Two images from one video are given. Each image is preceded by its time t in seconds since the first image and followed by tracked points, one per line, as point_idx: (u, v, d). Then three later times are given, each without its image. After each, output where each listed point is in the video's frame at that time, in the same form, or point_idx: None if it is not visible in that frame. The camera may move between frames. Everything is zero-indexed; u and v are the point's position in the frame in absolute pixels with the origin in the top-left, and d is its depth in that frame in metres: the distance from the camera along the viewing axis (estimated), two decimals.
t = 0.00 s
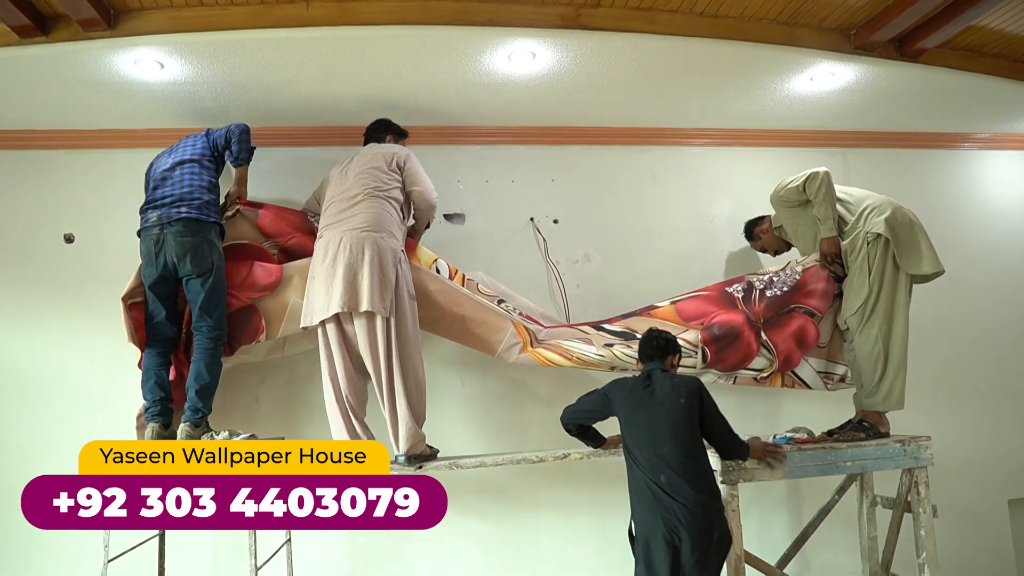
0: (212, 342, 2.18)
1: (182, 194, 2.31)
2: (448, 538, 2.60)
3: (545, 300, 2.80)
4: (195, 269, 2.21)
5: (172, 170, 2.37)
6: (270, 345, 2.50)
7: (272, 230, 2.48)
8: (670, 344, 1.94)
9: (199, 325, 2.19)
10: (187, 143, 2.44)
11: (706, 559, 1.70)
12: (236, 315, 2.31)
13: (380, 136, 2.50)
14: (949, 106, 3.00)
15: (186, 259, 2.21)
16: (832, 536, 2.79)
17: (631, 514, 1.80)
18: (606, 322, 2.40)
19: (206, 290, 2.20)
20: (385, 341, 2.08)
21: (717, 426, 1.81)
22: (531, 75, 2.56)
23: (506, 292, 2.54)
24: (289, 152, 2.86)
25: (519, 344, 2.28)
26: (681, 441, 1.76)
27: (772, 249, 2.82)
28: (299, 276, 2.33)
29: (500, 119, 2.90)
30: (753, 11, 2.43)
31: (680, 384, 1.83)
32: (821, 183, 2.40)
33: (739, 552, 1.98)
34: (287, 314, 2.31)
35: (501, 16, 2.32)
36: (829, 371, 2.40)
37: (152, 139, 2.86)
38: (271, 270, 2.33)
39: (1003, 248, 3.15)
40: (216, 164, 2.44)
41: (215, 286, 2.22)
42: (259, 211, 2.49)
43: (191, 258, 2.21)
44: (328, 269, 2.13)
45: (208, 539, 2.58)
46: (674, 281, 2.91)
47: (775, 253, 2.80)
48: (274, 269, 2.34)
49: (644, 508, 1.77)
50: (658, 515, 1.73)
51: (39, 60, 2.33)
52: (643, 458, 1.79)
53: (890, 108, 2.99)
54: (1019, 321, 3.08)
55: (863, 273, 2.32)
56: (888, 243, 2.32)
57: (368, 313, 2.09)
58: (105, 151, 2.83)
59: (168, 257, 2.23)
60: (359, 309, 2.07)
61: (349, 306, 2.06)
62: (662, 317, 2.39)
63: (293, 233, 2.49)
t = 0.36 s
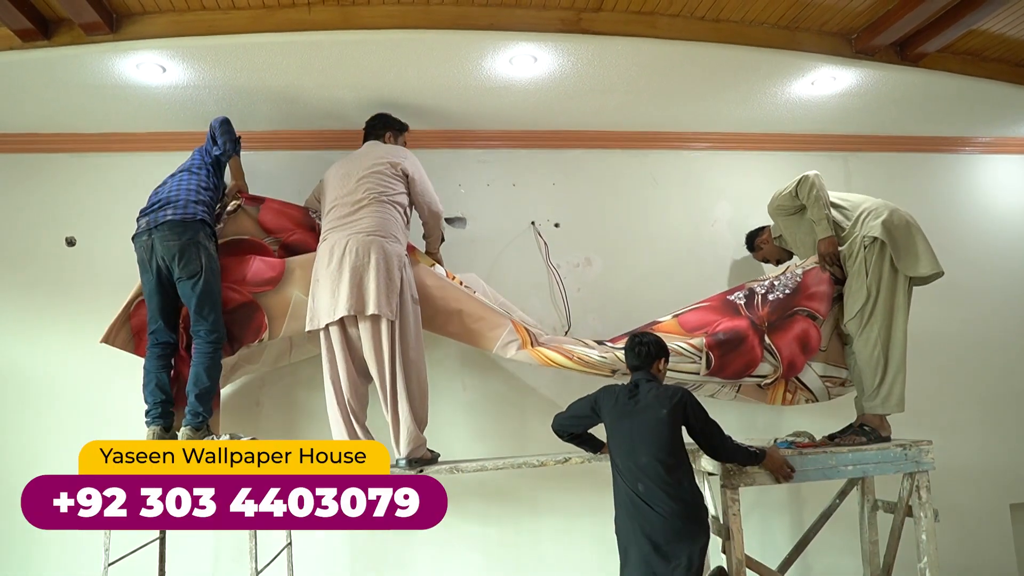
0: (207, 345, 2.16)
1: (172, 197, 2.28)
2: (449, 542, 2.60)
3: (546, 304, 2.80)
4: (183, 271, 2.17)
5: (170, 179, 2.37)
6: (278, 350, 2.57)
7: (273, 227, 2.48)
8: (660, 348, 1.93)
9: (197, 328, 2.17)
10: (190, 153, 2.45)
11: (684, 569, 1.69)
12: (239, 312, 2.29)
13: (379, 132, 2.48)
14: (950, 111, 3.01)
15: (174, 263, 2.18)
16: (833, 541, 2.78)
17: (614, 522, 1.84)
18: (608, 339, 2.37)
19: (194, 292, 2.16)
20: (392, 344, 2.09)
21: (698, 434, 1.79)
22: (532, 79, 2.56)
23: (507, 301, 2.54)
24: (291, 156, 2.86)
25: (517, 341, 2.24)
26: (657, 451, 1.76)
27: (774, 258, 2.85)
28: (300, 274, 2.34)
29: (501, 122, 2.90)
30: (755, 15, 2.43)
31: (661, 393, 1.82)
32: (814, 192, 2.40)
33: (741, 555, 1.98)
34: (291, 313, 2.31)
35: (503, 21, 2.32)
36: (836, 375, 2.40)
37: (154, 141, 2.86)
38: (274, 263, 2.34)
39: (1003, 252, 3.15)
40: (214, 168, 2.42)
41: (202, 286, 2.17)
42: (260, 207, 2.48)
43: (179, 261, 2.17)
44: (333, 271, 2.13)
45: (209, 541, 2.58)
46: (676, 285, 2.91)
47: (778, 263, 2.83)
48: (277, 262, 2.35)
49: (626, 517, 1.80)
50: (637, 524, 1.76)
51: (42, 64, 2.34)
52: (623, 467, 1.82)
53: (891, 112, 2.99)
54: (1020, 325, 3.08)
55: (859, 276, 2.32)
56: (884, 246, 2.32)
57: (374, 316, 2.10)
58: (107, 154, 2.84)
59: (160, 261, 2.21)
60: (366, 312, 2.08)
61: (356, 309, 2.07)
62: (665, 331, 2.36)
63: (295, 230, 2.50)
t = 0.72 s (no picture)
0: (205, 339, 2.16)
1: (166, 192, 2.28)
2: (449, 537, 2.60)
3: (547, 299, 2.80)
4: (178, 265, 2.17)
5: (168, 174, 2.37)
6: (285, 348, 2.54)
7: (274, 222, 2.48)
8: (662, 340, 1.91)
9: (194, 323, 2.17)
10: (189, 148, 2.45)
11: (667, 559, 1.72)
12: (240, 305, 2.30)
13: (374, 124, 2.46)
14: (952, 108, 3.01)
15: (169, 256, 2.17)
16: (832, 537, 2.79)
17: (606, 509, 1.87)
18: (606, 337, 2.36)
19: (190, 286, 2.16)
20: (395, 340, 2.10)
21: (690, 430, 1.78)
22: (534, 74, 2.56)
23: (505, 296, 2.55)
24: (292, 151, 2.86)
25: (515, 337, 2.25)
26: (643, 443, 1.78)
27: (770, 252, 2.83)
28: (302, 269, 2.35)
29: (502, 118, 2.90)
30: (757, 11, 2.43)
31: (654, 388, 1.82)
32: (813, 188, 2.41)
33: (740, 552, 1.98)
34: (293, 307, 2.33)
35: (504, 16, 2.32)
36: (829, 371, 2.42)
37: (154, 136, 2.85)
38: (276, 257, 2.34)
39: (1004, 249, 3.15)
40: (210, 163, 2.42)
41: (198, 280, 2.17)
42: (262, 202, 2.47)
43: (174, 255, 2.17)
44: (334, 267, 2.13)
45: (209, 536, 2.58)
46: (676, 281, 2.91)
47: (773, 256, 2.83)
48: (278, 256, 2.35)
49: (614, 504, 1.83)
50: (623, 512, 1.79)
51: (43, 58, 2.34)
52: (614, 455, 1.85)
53: (892, 109, 2.99)
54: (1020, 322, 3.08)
55: (858, 273, 2.32)
56: (883, 243, 2.31)
57: (377, 313, 2.10)
58: (107, 149, 2.84)
59: (155, 256, 2.21)
60: (368, 309, 2.09)
61: (359, 306, 2.07)
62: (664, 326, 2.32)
63: (296, 225, 2.49)
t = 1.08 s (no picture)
0: (207, 338, 2.17)
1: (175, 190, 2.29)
2: (449, 538, 2.60)
3: (549, 301, 2.80)
4: (187, 262, 2.18)
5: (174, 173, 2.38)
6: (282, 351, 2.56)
7: (274, 221, 2.46)
8: (674, 353, 1.88)
9: (197, 321, 2.18)
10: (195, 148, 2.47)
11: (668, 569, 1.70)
12: (241, 304, 2.31)
13: (377, 123, 2.47)
14: (955, 113, 3.01)
15: (178, 253, 2.19)
16: (833, 541, 2.78)
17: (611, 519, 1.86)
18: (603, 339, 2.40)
19: (196, 284, 2.18)
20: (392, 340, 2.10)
21: (701, 440, 1.79)
22: (537, 76, 2.57)
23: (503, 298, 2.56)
24: (295, 151, 2.86)
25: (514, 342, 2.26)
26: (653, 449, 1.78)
27: (762, 239, 2.83)
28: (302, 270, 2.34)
29: (505, 120, 2.90)
30: (760, 14, 2.43)
31: (669, 402, 1.81)
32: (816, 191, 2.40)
33: (741, 555, 1.98)
34: (294, 305, 2.34)
35: (507, 18, 2.33)
36: (819, 373, 2.47)
37: (156, 135, 2.85)
38: (276, 257, 2.34)
39: (1006, 254, 3.15)
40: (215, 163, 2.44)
41: (204, 279, 2.18)
42: (264, 201, 2.44)
43: (183, 252, 2.19)
44: (334, 269, 2.14)
45: (209, 537, 2.58)
46: (678, 283, 2.91)
47: (764, 244, 2.82)
48: (278, 256, 2.35)
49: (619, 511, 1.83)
50: (629, 520, 1.79)
51: (47, 57, 2.34)
52: (621, 463, 1.85)
53: (895, 113, 2.99)
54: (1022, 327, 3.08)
55: (859, 277, 2.32)
56: (885, 248, 2.31)
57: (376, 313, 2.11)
58: (110, 148, 2.84)
59: (163, 251, 2.21)
60: (366, 309, 2.09)
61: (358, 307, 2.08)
62: (660, 329, 2.37)
63: (296, 225, 2.48)
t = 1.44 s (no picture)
0: (208, 339, 2.16)
1: (189, 190, 2.31)
2: (446, 540, 2.60)
3: (546, 302, 2.80)
4: (199, 260, 2.19)
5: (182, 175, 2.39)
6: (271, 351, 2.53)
7: (269, 226, 2.44)
8: (741, 346, 2.03)
9: (199, 320, 2.17)
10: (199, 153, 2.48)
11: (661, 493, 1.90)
12: (236, 308, 2.32)
13: (379, 126, 2.47)
14: (951, 114, 3.01)
15: (191, 250, 2.20)
16: (829, 542, 2.79)
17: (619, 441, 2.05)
18: (596, 334, 2.48)
19: (206, 284, 2.19)
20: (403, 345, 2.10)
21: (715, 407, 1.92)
22: (535, 76, 2.56)
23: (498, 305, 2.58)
24: (292, 151, 2.86)
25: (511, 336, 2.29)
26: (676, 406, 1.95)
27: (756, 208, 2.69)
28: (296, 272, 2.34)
29: (503, 121, 2.90)
30: (757, 16, 2.43)
31: (715, 372, 1.94)
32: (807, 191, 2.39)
33: (737, 555, 1.98)
34: (288, 311, 2.33)
35: (505, 19, 2.33)
36: (789, 364, 2.63)
37: (153, 135, 2.85)
38: (271, 261, 2.33)
39: (1002, 255, 3.16)
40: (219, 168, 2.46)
41: (215, 279, 2.20)
42: (260, 206, 2.42)
43: (197, 250, 2.20)
44: (341, 273, 2.13)
45: (205, 538, 2.57)
46: (675, 284, 2.92)
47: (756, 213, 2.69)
48: (274, 260, 2.34)
49: (626, 446, 2.00)
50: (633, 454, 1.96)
51: (44, 56, 2.34)
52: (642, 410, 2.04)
53: (892, 115, 3.00)
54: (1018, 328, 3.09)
55: (844, 281, 2.32)
56: (875, 253, 2.31)
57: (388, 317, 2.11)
58: (107, 148, 2.83)
59: (175, 248, 2.22)
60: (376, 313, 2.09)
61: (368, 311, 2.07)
62: (654, 326, 2.49)
63: (291, 230, 2.45)
